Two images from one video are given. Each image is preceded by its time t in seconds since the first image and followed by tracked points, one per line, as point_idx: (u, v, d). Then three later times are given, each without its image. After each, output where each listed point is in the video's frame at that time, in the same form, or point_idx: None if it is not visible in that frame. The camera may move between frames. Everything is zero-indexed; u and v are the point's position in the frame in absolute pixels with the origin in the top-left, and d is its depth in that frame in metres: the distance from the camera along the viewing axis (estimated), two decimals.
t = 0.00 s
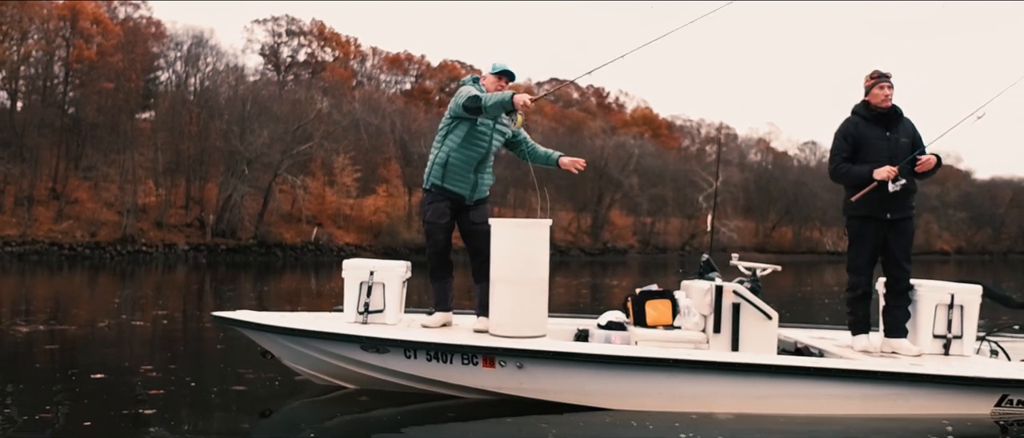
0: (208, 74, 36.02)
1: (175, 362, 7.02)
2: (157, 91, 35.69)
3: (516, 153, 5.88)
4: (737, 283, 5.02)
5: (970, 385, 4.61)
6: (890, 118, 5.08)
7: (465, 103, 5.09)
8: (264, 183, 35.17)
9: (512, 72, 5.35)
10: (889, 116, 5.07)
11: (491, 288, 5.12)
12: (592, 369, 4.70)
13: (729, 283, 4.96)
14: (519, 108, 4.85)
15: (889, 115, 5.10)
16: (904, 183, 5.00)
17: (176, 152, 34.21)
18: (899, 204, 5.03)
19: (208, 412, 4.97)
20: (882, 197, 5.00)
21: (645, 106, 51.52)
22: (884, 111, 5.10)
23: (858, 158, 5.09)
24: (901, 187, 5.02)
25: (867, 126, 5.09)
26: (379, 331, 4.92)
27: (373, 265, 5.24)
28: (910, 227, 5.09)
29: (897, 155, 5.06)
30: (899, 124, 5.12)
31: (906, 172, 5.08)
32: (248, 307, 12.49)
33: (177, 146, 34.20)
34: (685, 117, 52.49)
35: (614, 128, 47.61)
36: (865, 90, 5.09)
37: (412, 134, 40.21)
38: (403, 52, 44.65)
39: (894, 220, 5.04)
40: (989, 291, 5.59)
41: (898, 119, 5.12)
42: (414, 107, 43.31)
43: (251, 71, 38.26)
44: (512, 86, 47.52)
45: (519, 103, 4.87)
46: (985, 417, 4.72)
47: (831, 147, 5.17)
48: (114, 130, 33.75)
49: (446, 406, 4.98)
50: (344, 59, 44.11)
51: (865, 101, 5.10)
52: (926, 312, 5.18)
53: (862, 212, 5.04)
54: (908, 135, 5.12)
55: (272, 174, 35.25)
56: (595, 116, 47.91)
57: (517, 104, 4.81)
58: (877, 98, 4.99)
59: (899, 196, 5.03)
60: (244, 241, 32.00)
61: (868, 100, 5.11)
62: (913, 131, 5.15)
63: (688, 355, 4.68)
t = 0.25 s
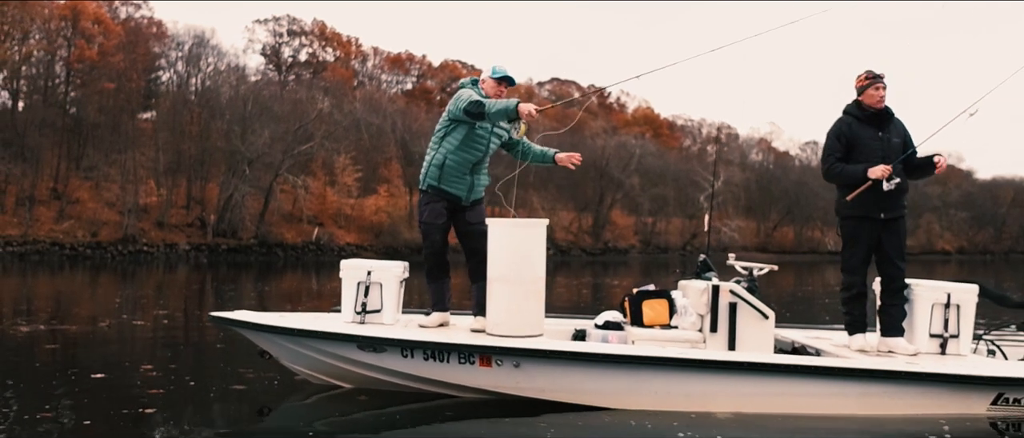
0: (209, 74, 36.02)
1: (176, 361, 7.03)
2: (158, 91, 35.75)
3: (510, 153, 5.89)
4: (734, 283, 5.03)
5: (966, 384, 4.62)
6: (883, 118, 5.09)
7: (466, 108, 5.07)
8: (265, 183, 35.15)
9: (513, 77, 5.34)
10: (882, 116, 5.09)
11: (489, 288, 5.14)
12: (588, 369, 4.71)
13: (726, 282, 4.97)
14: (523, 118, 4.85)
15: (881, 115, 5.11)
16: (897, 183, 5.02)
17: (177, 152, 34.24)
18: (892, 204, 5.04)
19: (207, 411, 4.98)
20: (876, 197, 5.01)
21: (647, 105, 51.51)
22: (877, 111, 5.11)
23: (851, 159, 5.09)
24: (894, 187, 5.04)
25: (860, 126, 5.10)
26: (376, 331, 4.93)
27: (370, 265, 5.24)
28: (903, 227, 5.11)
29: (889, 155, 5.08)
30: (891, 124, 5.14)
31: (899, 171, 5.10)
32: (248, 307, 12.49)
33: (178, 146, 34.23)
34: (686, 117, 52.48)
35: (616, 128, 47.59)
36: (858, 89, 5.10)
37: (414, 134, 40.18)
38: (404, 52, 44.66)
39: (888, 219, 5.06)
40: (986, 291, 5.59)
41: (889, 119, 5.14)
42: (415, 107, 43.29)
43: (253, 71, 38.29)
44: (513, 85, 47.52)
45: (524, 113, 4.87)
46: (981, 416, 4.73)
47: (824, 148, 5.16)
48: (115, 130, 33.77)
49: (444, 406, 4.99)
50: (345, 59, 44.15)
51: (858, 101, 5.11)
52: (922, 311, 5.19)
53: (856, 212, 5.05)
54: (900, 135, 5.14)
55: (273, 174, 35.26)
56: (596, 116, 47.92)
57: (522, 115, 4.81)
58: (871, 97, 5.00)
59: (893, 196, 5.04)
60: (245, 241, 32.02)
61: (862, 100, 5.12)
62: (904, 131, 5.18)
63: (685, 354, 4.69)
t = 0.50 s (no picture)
0: (210, 74, 36.02)
1: (176, 362, 7.04)
2: (159, 91, 35.82)
3: (507, 155, 5.90)
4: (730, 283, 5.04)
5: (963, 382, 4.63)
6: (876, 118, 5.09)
7: (467, 111, 5.09)
8: (266, 183, 35.12)
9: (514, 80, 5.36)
10: (875, 117, 5.09)
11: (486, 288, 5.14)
12: (586, 368, 4.73)
13: (723, 282, 4.97)
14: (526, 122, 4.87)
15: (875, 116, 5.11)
16: (890, 183, 5.02)
17: (178, 151, 34.27)
18: (886, 204, 5.05)
19: (206, 411, 4.99)
20: (869, 197, 5.02)
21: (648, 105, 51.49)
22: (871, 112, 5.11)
23: (844, 159, 5.09)
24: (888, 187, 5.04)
25: (853, 126, 5.10)
26: (374, 331, 4.94)
27: (368, 265, 5.25)
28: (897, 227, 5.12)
29: (882, 155, 5.08)
30: (884, 124, 5.14)
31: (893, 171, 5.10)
32: (249, 307, 12.49)
33: (179, 147, 34.26)
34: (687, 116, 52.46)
35: (617, 128, 47.58)
36: (850, 89, 5.09)
37: (414, 134, 40.18)
38: (405, 52, 44.68)
39: (881, 219, 5.07)
40: (983, 291, 5.60)
41: (882, 119, 5.14)
42: (416, 106, 43.29)
43: (254, 71, 38.31)
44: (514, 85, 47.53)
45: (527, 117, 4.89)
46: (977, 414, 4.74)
47: (816, 148, 5.17)
48: (116, 130, 33.79)
49: (443, 406, 4.99)
50: (346, 59, 44.20)
51: (851, 101, 5.10)
52: (919, 310, 5.20)
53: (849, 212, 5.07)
54: (893, 135, 5.14)
55: (274, 174, 35.22)
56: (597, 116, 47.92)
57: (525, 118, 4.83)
58: (864, 98, 4.99)
59: (886, 196, 5.05)
60: (246, 241, 32.04)
61: (854, 101, 5.11)
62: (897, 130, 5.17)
63: (682, 353, 4.70)
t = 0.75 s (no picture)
0: (211, 74, 36.02)
1: (177, 361, 7.04)
2: (161, 91, 35.90)
3: (503, 157, 5.90)
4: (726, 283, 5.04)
5: (960, 381, 4.64)
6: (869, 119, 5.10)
7: (467, 114, 5.09)
8: (267, 183, 35.05)
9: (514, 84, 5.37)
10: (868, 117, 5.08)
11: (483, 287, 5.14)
12: (583, 368, 4.73)
13: (719, 282, 4.98)
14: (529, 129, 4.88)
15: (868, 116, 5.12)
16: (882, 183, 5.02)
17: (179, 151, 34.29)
18: (879, 204, 5.05)
19: (205, 410, 5.00)
20: (861, 197, 5.02)
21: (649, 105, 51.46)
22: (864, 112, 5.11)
23: (837, 160, 5.10)
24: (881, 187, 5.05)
25: (846, 127, 5.10)
26: (371, 331, 4.95)
27: (365, 266, 5.26)
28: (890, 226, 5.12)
29: (875, 156, 5.08)
30: (876, 124, 5.14)
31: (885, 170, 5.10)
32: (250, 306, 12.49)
33: (180, 146, 34.28)
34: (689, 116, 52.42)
35: (618, 128, 47.57)
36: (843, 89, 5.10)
37: (415, 134, 40.18)
38: (406, 51, 44.66)
39: (875, 219, 5.07)
40: (980, 290, 5.59)
41: (875, 119, 5.14)
42: (417, 106, 43.27)
43: (255, 71, 38.33)
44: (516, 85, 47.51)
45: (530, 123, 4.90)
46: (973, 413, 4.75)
47: (809, 148, 5.17)
48: (118, 130, 33.85)
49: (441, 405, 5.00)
50: (347, 59, 44.22)
51: (844, 102, 5.11)
52: (915, 310, 5.20)
53: (841, 212, 5.07)
54: (886, 135, 5.14)
55: (275, 174, 35.16)
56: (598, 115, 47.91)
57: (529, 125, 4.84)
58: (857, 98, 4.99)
59: (880, 196, 5.05)
60: (247, 241, 32.07)
61: (848, 101, 5.11)
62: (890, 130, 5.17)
63: (679, 352, 4.71)
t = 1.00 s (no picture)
0: (212, 74, 36.05)
1: (178, 361, 7.05)
2: (162, 92, 35.95)
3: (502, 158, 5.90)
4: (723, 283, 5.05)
5: (956, 380, 4.64)
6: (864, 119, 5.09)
7: (467, 116, 5.09)
8: (268, 183, 34.96)
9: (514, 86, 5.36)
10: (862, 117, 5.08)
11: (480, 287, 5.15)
12: (581, 367, 4.74)
13: (716, 282, 4.99)
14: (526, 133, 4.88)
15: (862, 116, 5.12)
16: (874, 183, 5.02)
17: (180, 151, 34.32)
18: (873, 204, 5.05)
19: (204, 410, 5.01)
20: (854, 197, 5.02)
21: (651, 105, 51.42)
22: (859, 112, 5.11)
23: (831, 159, 5.10)
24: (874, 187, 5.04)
25: (839, 127, 5.10)
26: (369, 331, 4.96)
27: (363, 265, 5.27)
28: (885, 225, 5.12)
29: (868, 155, 5.08)
30: (870, 124, 5.14)
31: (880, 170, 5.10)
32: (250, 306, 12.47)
33: (181, 146, 34.31)
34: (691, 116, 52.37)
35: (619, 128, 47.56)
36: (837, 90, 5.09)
37: (416, 134, 40.13)
38: (407, 51, 44.65)
39: (869, 218, 5.07)
40: (977, 289, 5.60)
41: (869, 119, 5.14)
42: (418, 106, 43.25)
43: (256, 71, 38.34)
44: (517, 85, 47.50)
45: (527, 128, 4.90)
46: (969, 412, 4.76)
47: (803, 148, 5.18)
48: (119, 130, 33.88)
49: (439, 405, 5.00)
50: (348, 59, 44.22)
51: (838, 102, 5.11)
52: (912, 310, 5.21)
53: (834, 212, 5.08)
54: (880, 135, 5.14)
55: (276, 174, 35.12)
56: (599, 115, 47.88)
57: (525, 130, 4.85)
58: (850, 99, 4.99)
59: (874, 195, 5.05)
60: (248, 241, 32.05)
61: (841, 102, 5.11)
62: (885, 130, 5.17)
63: (675, 352, 4.71)
